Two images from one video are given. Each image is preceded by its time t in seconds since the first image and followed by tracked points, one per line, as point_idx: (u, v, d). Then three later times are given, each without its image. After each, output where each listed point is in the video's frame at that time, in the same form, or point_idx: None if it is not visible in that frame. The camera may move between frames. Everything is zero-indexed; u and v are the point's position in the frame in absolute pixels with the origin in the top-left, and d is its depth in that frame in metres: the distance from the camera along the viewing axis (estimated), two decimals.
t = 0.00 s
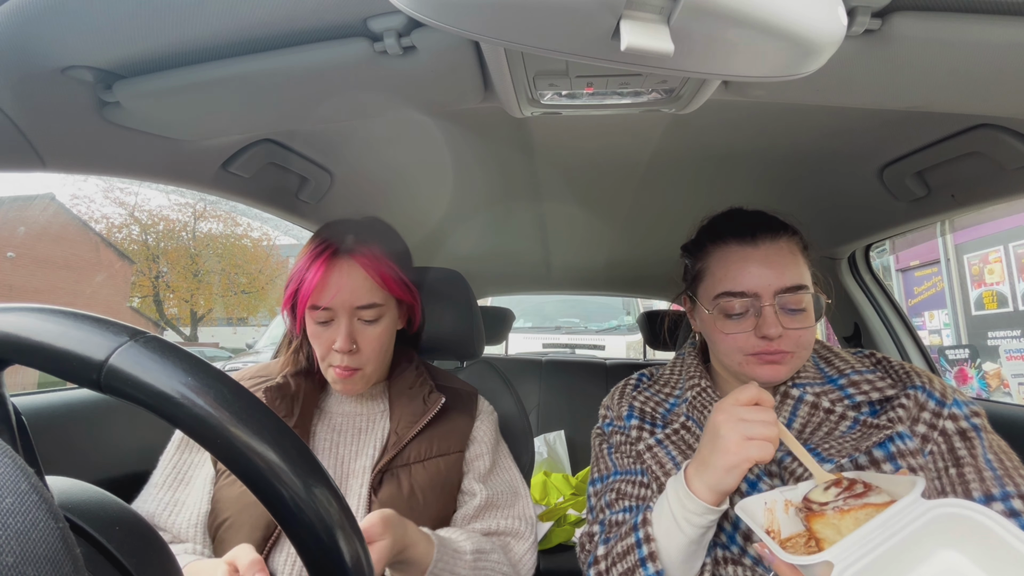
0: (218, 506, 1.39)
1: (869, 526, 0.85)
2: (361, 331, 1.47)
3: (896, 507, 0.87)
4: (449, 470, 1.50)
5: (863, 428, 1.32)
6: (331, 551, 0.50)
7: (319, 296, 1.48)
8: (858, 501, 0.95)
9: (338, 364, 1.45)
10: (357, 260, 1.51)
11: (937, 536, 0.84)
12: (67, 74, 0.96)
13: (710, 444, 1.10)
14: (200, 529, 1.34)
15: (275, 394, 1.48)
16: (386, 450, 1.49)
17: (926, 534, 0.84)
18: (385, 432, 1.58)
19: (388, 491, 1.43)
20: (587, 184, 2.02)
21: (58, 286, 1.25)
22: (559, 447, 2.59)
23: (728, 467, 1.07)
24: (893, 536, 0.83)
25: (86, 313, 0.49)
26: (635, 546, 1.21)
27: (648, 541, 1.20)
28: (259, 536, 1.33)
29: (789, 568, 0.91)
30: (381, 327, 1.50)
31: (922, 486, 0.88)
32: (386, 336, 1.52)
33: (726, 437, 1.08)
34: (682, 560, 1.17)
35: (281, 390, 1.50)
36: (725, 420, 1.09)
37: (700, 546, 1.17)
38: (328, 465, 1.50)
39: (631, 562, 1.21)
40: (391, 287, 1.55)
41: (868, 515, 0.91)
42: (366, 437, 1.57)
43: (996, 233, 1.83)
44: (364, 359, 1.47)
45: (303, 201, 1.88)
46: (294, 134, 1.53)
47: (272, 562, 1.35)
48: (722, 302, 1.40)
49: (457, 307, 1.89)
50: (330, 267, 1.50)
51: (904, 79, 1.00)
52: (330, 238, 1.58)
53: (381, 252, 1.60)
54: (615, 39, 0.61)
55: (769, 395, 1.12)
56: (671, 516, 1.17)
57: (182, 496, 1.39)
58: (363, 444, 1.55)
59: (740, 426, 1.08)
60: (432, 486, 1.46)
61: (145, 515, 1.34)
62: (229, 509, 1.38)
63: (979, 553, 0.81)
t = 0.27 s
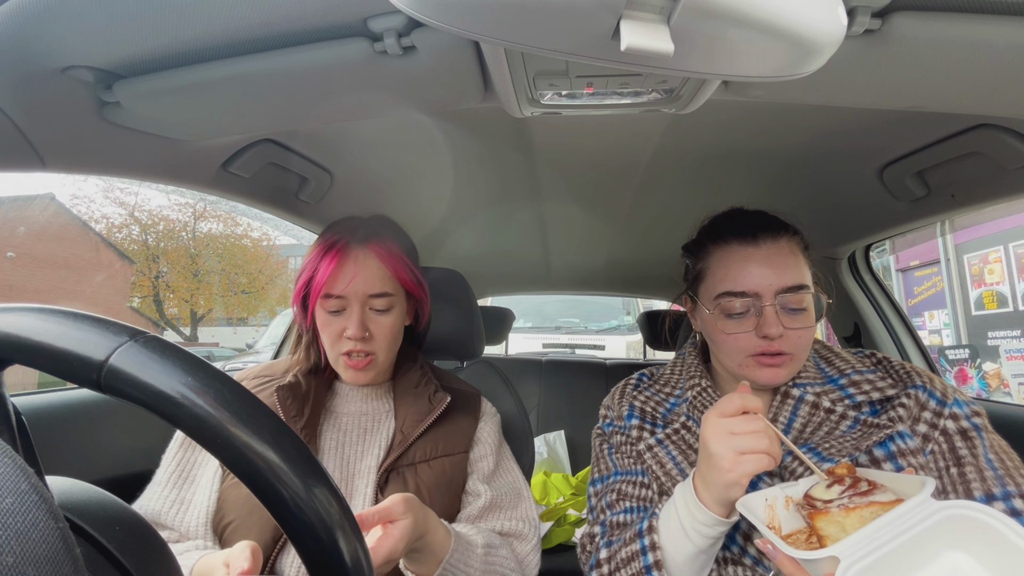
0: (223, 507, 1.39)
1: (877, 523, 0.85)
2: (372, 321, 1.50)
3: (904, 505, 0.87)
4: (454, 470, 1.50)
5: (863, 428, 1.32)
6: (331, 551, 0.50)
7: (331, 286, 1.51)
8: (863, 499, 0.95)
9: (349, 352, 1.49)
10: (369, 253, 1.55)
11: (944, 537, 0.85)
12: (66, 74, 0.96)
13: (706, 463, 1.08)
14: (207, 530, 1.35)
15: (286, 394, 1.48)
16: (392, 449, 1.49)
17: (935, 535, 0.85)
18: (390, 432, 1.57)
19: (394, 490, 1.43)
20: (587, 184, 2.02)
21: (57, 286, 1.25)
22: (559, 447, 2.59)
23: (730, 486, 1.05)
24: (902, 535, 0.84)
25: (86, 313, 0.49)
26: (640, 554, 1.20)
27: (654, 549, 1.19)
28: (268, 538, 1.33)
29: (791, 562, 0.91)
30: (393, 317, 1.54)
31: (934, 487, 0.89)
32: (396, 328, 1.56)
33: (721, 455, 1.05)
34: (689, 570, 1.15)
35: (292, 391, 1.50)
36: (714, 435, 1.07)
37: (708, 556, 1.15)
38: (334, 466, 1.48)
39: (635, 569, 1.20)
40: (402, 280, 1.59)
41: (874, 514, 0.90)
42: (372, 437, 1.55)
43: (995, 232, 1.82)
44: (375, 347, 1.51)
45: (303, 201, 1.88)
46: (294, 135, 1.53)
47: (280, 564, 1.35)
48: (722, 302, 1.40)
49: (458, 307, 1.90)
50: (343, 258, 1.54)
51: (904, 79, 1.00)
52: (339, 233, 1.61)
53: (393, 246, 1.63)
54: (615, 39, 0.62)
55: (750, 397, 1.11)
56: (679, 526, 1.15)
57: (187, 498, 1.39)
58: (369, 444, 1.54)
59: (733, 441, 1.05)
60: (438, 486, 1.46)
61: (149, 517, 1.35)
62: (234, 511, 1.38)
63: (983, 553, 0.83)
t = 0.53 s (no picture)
0: (225, 506, 1.39)
1: (896, 514, 0.86)
2: (374, 312, 1.52)
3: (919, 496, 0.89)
4: (453, 469, 1.50)
5: (863, 428, 1.32)
6: (331, 550, 0.50)
7: (335, 277, 1.54)
8: (872, 492, 0.96)
9: (351, 342, 1.49)
10: (372, 246, 1.59)
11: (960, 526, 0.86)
12: (67, 74, 0.96)
13: (703, 483, 1.05)
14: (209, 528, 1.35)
15: (289, 390, 1.48)
16: (390, 446, 1.49)
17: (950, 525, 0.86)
18: (388, 430, 1.56)
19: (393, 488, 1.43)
20: (587, 184, 2.02)
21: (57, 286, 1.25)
22: (559, 447, 2.59)
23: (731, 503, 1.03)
24: (919, 525, 0.84)
25: (86, 313, 0.49)
26: (639, 558, 1.20)
27: (653, 554, 1.18)
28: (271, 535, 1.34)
29: (806, 558, 0.87)
30: (395, 307, 1.57)
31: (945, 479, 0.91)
32: (397, 321, 1.57)
33: (716, 476, 1.02)
34: None
35: (294, 388, 1.49)
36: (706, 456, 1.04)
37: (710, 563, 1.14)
38: (334, 464, 1.48)
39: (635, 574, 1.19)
40: (404, 274, 1.62)
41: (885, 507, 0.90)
42: (372, 435, 1.55)
43: (996, 232, 1.82)
44: (377, 336, 1.52)
45: (303, 201, 1.88)
46: (294, 135, 1.53)
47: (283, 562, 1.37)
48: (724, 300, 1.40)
49: (457, 307, 1.90)
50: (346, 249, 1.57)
51: (905, 79, 1.00)
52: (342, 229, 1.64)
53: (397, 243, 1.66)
54: (615, 39, 0.62)
55: (730, 407, 1.06)
56: (679, 532, 1.14)
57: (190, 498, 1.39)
58: (368, 441, 1.54)
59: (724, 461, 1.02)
60: (437, 484, 1.46)
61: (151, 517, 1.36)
62: (236, 509, 1.38)
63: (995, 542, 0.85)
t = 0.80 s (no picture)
0: (224, 504, 1.39)
1: (909, 509, 0.85)
2: (382, 301, 1.57)
3: (931, 491, 0.89)
4: (453, 468, 1.50)
5: (863, 428, 1.32)
6: (331, 550, 0.50)
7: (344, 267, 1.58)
8: (881, 490, 0.95)
9: (360, 331, 1.52)
10: (380, 239, 1.65)
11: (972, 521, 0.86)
12: (67, 74, 0.96)
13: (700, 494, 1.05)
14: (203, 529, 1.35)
15: (290, 388, 1.48)
16: (390, 445, 1.49)
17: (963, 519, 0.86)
18: (388, 429, 1.57)
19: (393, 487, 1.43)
20: (587, 184, 2.02)
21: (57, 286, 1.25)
22: (559, 447, 2.59)
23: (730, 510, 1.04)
24: (932, 520, 0.84)
25: (86, 313, 0.49)
26: (637, 560, 1.20)
27: (650, 556, 1.18)
28: (266, 535, 1.33)
29: (818, 554, 0.87)
30: (401, 299, 1.62)
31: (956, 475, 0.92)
32: (403, 312, 1.62)
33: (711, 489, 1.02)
34: None
35: (295, 386, 1.49)
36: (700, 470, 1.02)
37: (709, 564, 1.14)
38: (332, 463, 1.47)
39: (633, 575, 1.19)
40: (410, 267, 1.68)
41: (896, 504, 0.91)
42: (371, 434, 1.55)
43: (996, 232, 1.82)
44: (386, 323, 1.56)
45: (303, 201, 1.88)
46: (295, 135, 1.53)
47: (280, 561, 1.37)
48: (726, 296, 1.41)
49: (457, 308, 1.92)
50: (354, 241, 1.62)
51: (905, 78, 1.00)
52: (346, 226, 1.68)
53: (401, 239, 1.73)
54: (615, 39, 0.61)
55: (713, 418, 1.03)
56: (678, 534, 1.13)
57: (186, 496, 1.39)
58: (367, 440, 1.54)
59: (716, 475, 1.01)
60: (437, 483, 1.46)
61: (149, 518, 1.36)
62: (234, 507, 1.38)
63: (1005, 537, 0.85)
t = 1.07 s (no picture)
0: (219, 500, 1.39)
1: (903, 504, 0.86)
2: (383, 299, 1.57)
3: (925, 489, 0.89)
4: (452, 468, 1.50)
5: (864, 428, 1.32)
6: (331, 550, 0.50)
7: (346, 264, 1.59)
8: (877, 489, 0.95)
9: (360, 326, 1.52)
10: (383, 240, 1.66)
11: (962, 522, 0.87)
12: (67, 74, 0.96)
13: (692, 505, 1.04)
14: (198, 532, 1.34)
15: (289, 384, 1.48)
16: (390, 444, 1.49)
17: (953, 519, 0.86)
18: (387, 429, 1.57)
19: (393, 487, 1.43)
20: (587, 184, 2.02)
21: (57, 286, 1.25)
22: (559, 447, 2.59)
23: (723, 517, 1.03)
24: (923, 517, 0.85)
25: (87, 313, 0.49)
26: (632, 562, 1.19)
27: (645, 557, 1.18)
28: (257, 529, 1.32)
29: (809, 549, 0.87)
30: (403, 299, 1.62)
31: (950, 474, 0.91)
32: (404, 311, 1.62)
33: (702, 501, 1.00)
34: None
35: (294, 380, 1.49)
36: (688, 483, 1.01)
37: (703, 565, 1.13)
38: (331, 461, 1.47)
39: None
40: (412, 267, 1.68)
41: (891, 502, 0.91)
42: (369, 433, 1.55)
43: (996, 232, 1.82)
44: (387, 321, 1.55)
45: (303, 201, 1.88)
46: (295, 135, 1.53)
47: (270, 557, 1.34)
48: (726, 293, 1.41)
49: (457, 308, 1.92)
50: (357, 240, 1.63)
51: (904, 78, 0.99)
52: (350, 226, 1.68)
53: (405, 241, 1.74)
54: (615, 39, 0.62)
55: (691, 432, 1.00)
56: (672, 536, 1.13)
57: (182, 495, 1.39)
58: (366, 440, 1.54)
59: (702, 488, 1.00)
60: (436, 482, 1.46)
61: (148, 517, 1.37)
62: (229, 503, 1.38)
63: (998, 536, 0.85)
